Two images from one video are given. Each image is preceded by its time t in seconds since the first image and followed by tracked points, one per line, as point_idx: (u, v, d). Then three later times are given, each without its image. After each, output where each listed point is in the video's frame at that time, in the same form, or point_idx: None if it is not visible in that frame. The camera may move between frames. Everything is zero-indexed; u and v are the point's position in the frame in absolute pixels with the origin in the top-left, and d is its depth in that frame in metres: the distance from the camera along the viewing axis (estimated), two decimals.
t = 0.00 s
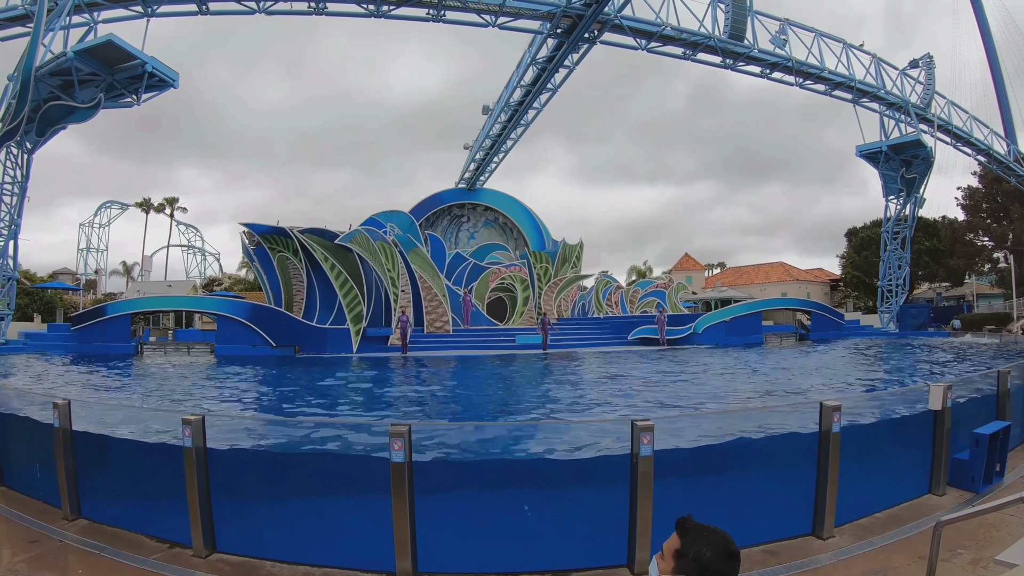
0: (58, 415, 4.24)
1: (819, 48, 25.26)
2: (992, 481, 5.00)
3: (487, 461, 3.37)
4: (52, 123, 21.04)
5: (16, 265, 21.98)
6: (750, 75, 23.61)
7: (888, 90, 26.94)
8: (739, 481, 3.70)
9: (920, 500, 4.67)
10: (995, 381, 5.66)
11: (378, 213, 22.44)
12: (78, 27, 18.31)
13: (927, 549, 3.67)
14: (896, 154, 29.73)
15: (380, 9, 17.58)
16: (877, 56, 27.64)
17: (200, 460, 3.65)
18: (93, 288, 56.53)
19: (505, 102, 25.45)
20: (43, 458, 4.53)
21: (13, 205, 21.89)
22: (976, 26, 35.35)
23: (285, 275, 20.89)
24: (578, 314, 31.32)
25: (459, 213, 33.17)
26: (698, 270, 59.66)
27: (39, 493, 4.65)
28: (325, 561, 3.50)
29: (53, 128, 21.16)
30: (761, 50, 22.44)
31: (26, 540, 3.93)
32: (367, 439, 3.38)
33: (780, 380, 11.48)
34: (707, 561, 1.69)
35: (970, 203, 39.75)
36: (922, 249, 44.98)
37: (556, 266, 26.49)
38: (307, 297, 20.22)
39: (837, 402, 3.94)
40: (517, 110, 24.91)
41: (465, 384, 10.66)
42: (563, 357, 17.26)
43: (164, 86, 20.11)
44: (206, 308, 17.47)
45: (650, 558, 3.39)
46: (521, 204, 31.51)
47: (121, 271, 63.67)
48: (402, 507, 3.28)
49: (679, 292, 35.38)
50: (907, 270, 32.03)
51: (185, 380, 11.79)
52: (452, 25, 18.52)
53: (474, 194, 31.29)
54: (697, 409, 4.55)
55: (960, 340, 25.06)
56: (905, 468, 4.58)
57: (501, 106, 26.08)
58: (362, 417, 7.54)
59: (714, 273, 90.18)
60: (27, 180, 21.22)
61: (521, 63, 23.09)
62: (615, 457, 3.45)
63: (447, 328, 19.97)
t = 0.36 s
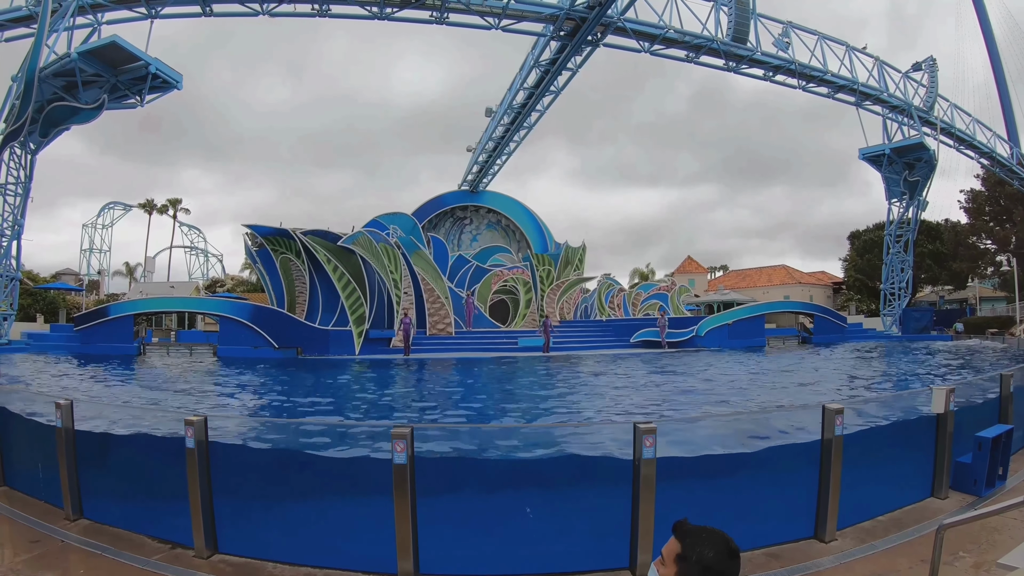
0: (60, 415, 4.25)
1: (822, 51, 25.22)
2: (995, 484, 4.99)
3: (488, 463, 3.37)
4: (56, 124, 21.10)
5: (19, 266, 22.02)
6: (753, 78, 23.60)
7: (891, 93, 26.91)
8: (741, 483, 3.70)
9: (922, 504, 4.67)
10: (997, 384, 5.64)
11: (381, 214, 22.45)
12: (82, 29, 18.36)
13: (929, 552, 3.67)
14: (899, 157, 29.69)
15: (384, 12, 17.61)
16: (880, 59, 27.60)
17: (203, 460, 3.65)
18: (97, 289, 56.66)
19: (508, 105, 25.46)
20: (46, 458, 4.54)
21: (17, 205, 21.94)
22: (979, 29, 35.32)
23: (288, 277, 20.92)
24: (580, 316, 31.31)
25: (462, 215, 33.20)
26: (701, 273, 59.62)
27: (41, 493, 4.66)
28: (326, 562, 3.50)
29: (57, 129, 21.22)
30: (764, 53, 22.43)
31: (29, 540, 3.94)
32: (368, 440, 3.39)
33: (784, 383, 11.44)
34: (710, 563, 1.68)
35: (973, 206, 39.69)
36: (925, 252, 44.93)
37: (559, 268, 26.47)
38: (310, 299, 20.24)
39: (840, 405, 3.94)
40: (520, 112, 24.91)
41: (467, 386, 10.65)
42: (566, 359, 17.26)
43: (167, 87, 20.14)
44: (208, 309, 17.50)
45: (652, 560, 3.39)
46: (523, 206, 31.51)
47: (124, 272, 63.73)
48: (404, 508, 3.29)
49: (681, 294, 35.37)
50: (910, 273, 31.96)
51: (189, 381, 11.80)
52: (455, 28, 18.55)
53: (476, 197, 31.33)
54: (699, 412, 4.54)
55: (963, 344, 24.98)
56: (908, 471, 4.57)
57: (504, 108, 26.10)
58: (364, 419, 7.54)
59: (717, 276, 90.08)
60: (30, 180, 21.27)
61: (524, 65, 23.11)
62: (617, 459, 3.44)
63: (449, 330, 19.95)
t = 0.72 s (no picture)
0: (62, 413, 4.26)
1: (824, 53, 25.20)
2: (996, 488, 4.99)
3: (490, 466, 3.38)
4: (58, 124, 21.14)
5: (21, 265, 22.04)
6: (756, 81, 23.59)
7: (892, 96, 26.90)
8: (742, 486, 3.70)
9: (923, 507, 4.66)
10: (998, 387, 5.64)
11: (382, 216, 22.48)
12: (85, 29, 18.39)
13: (931, 556, 3.66)
14: (901, 160, 29.63)
15: (386, 14, 17.64)
16: (882, 62, 27.58)
17: (204, 460, 3.65)
18: (98, 289, 56.64)
19: (510, 107, 25.47)
20: (47, 458, 4.55)
21: (19, 205, 21.96)
22: (981, 32, 35.30)
23: (290, 277, 20.95)
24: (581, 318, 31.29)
25: (464, 217, 33.17)
26: (702, 276, 59.58)
27: (42, 492, 4.66)
28: (326, 564, 3.50)
29: (60, 129, 21.27)
30: (767, 56, 22.41)
31: (30, 540, 3.93)
32: (370, 441, 3.39)
33: (785, 386, 11.42)
34: (711, 565, 1.69)
35: (975, 209, 39.65)
36: (927, 255, 44.89)
37: (560, 271, 26.46)
38: (312, 300, 20.24)
39: (841, 408, 3.94)
40: (522, 114, 24.90)
41: (469, 388, 10.66)
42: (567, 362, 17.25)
43: (170, 88, 20.16)
44: (210, 310, 17.56)
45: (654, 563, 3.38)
46: (525, 208, 31.52)
47: (126, 272, 63.71)
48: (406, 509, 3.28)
49: (683, 297, 35.38)
50: (912, 276, 31.91)
51: (192, 382, 11.83)
52: (458, 30, 18.56)
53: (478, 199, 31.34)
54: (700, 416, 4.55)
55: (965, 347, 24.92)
56: (908, 474, 4.57)
57: (506, 110, 26.09)
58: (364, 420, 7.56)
59: (718, 278, 90.00)
60: (33, 180, 21.30)
61: (526, 67, 23.12)
62: (619, 462, 3.45)
63: (450, 332, 19.96)
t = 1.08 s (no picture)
0: (61, 415, 4.26)
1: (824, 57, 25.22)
2: (995, 491, 4.98)
3: (489, 468, 3.38)
4: (59, 124, 21.16)
5: (21, 266, 22.04)
6: (756, 83, 23.61)
7: (893, 99, 26.92)
8: (742, 489, 3.70)
9: (922, 510, 4.66)
10: (998, 390, 5.64)
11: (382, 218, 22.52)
12: (87, 30, 18.40)
13: (930, 559, 3.66)
14: (901, 163, 29.65)
15: (387, 15, 17.66)
16: (882, 65, 27.59)
17: (203, 462, 3.65)
18: (98, 290, 56.69)
19: (510, 109, 25.50)
20: (46, 459, 4.54)
21: (19, 206, 21.97)
22: (981, 36, 35.34)
23: (289, 278, 20.96)
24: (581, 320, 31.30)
25: (463, 219, 33.16)
26: (703, 278, 59.59)
27: (40, 493, 4.66)
28: (325, 565, 3.50)
29: (60, 130, 21.29)
30: (767, 59, 22.44)
31: (28, 540, 3.93)
32: (369, 443, 3.39)
33: (784, 389, 11.43)
34: (712, 567, 1.69)
35: (975, 212, 39.68)
36: (927, 258, 44.90)
37: (560, 273, 26.47)
38: (311, 301, 20.23)
39: (841, 411, 3.93)
40: (522, 116, 24.92)
41: (468, 390, 10.66)
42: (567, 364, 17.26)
43: (171, 89, 20.17)
44: (210, 311, 17.56)
45: (652, 565, 3.39)
46: (525, 210, 31.55)
47: (126, 273, 63.67)
48: (404, 509, 3.29)
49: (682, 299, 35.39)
50: (912, 279, 31.92)
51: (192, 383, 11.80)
52: (458, 32, 18.57)
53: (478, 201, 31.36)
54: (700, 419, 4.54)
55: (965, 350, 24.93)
56: (908, 478, 4.56)
57: (506, 112, 26.12)
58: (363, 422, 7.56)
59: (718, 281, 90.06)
60: (33, 180, 21.31)
61: (526, 70, 23.14)
62: (618, 465, 3.45)
63: (450, 333, 19.95)
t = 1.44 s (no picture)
0: (58, 417, 4.25)
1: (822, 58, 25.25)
2: (992, 492, 4.99)
3: (487, 470, 3.37)
4: (57, 125, 21.15)
5: (18, 267, 22.01)
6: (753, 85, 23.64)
7: (890, 101, 26.96)
8: (739, 491, 3.70)
9: (920, 511, 4.67)
10: (995, 391, 5.65)
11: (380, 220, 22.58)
12: (84, 31, 18.38)
13: (927, 560, 3.66)
14: (898, 164, 29.71)
15: (385, 17, 17.66)
16: (880, 67, 27.62)
17: (200, 463, 3.65)
18: (96, 291, 56.71)
19: (508, 111, 25.52)
20: (43, 461, 4.53)
21: (16, 207, 21.94)
22: (979, 37, 35.41)
23: (287, 280, 21.03)
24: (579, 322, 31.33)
25: (461, 221, 33.15)
26: (700, 279, 59.65)
27: (37, 495, 4.65)
28: (323, 567, 3.50)
29: (58, 130, 21.28)
30: (764, 60, 22.48)
31: (25, 542, 3.93)
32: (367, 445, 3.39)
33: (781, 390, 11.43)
34: (707, 568, 1.69)
35: (972, 213, 39.76)
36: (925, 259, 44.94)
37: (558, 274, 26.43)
38: (308, 303, 20.29)
39: (837, 413, 3.93)
40: (520, 117, 24.92)
41: (465, 392, 10.65)
42: (565, 365, 17.26)
43: (169, 90, 20.16)
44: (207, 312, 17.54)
45: (650, 567, 3.39)
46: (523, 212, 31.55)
47: (124, 274, 63.69)
48: (401, 510, 3.29)
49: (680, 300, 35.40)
50: (909, 280, 31.96)
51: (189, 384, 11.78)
52: (456, 33, 18.57)
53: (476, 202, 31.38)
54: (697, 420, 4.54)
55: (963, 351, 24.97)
56: (905, 479, 4.56)
57: (504, 114, 26.12)
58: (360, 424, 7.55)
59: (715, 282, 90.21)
60: (30, 181, 21.28)
61: (524, 71, 23.15)
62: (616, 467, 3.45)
63: (447, 335, 19.88)
